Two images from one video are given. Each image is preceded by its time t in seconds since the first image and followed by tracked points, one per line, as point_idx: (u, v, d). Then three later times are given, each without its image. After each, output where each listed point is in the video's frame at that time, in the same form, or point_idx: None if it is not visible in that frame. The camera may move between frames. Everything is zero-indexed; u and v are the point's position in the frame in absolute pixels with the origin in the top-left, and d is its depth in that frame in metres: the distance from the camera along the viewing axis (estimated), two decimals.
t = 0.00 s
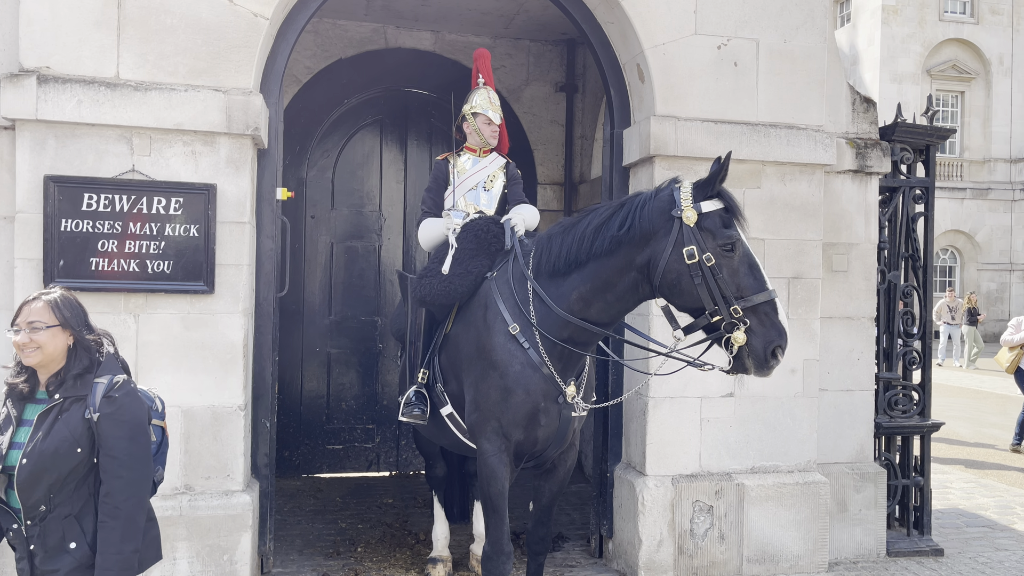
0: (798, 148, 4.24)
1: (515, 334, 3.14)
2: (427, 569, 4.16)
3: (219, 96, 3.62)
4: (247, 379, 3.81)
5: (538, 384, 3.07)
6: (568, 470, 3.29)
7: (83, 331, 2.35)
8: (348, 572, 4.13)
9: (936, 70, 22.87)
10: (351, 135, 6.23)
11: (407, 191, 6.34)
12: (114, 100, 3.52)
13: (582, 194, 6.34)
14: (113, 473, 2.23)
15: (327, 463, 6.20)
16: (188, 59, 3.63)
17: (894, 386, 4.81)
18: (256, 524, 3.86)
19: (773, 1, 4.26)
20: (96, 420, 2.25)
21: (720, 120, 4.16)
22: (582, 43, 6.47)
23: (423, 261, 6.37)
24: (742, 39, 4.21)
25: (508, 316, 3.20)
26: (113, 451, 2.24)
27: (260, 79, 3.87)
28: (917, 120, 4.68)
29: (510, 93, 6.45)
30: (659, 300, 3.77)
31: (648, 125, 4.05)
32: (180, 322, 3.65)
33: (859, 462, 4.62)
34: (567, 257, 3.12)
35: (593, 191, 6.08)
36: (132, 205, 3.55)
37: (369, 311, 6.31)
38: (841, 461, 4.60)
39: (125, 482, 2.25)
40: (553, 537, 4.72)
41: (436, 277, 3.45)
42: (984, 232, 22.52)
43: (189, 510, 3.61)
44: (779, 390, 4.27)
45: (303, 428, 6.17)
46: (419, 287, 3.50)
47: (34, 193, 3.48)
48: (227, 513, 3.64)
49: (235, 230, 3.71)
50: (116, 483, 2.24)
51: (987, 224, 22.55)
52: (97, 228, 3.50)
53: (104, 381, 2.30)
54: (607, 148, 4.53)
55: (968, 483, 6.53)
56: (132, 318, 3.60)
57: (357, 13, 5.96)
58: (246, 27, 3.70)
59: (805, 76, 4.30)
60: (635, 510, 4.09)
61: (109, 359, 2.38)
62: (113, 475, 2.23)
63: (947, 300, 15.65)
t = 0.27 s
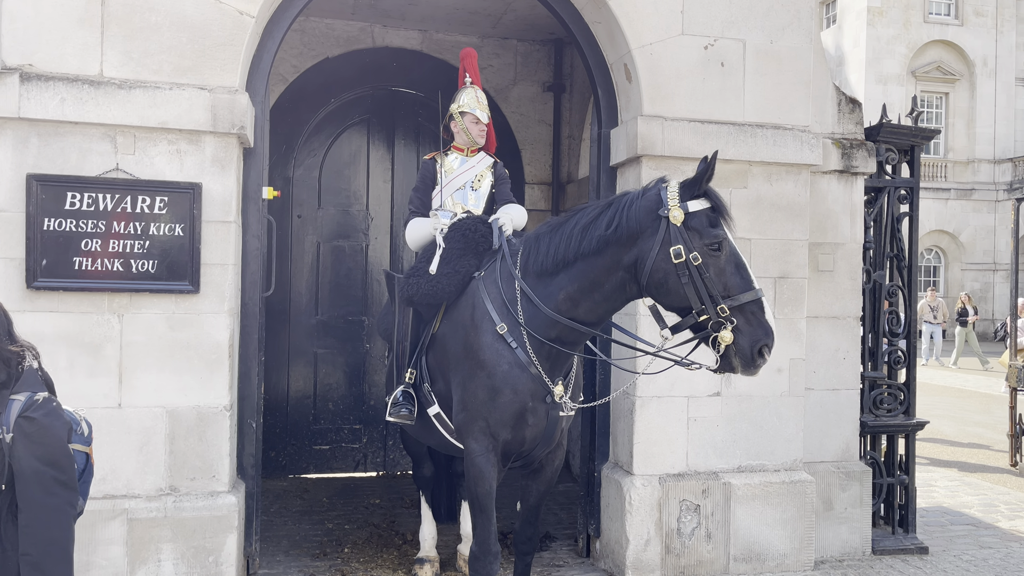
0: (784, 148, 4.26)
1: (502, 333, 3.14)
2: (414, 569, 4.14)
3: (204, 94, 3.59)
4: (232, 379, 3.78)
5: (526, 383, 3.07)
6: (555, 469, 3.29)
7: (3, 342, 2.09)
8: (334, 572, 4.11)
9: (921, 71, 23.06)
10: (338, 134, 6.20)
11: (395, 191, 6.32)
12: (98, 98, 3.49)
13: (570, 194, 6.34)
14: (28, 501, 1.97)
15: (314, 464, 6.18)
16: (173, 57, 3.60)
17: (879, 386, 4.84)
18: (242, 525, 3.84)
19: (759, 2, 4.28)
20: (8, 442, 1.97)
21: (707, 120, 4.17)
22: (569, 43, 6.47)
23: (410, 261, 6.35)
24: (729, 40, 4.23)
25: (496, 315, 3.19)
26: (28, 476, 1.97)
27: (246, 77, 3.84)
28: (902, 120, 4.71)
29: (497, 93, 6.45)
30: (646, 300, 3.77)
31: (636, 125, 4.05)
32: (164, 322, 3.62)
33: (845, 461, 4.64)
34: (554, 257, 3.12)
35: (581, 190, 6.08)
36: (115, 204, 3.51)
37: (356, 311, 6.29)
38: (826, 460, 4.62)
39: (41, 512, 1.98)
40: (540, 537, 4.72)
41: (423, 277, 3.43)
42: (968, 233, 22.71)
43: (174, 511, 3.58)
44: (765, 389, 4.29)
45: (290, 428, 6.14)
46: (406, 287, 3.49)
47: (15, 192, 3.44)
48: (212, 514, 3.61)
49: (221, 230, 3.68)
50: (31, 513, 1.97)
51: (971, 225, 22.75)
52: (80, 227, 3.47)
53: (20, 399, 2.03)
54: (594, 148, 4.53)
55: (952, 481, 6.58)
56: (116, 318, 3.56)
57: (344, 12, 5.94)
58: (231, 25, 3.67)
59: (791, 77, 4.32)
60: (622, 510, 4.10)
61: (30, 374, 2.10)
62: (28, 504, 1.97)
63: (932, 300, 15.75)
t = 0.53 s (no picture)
0: (770, 149, 4.28)
1: (491, 333, 3.13)
2: (402, 570, 4.14)
3: (190, 93, 3.57)
4: (219, 380, 3.76)
5: (514, 383, 3.07)
6: (544, 470, 3.29)
7: None
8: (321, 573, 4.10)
9: (906, 72, 23.23)
10: (326, 133, 6.18)
11: (382, 190, 6.31)
12: (82, 97, 3.46)
13: (558, 194, 6.34)
14: None
15: (302, 464, 6.15)
16: (158, 56, 3.58)
17: (865, 385, 4.87)
18: (228, 526, 3.82)
19: (746, 3, 4.30)
20: None
21: (695, 121, 4.19)
22: (557, 43, 6.48)
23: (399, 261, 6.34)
24: (716, 41, 4.24)
25: (485, 315, 3.18)
26: None
27: (232, 76, 3.82)
28: (888, 121, 4.75)
29: (485, 93, 6.44)
30: (634, 300, 3.78)
31: (624, 126, 4.06)
32: (150, 322, 3.59)
33: (831, 459, 4.67)
34: (543, 257, 3.12)
35: (569, 190, 6.09)
36: (100, 204, 3.48)
37: (343, 311, 6.26)
38: (813, 459, 4.65)
39: None
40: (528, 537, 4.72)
41: (412, 277, 3.43)
42: (952, 233, 22.90)
43: (160, 512, 3.55)
44: (753, 389, 4.31)
45: (277, 429, 6.11)
46: (395, 287, 3.48)
47: None
48: (199, 515, 3.59)
49: (207, 229, 3.66)
50: None
51: (955, 225, 22.94)
52: (64, 227, 3.44)
53: None
54: (582, 148, 4.53)
55: (937, 480, 6.64)
56: (101, 318, 3.54)
57: (331, 11, 5.91)
58: (217, 23, 3.65)
59: (778, 78, 4.34)
60: (610, 509, 4.10)
61: None
62: None
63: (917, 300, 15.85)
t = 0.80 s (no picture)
0: (758, 149, 4.30)
1: (479, 333, 3.13)
2: (390, 570, 4.13)
3: (177, 91, 3.55)
4: (206, 380, 3.74)
5: (503, 382, 3.07)
6: (532, 469, 3.29)
7: None
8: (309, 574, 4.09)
9: (892, 73, 23.39)
10: (314, 132, 6.16)
11: (371, 189, 6.29)
12: (67, 95, 3.43)
13: (547, 194, 6.35)
14: None
15: (290, 464, 6.13)
16: (144, 54, 3.55)
17: (851, 384, 4.90)
18: (215, 527, 3.80)
19: (734, 3, 4.32)
20: None
21: (683, 121, 4.20)
22: (546, 43, 6.48)
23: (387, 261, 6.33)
24: (704, 41, 4.26)
25: (473, 315, 3.18)
26: None
27: (219, 74, 3.80)
28: (874, 122, 4.78)
29: (474, 92, 6.44)
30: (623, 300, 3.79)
31: (612, 125, 4.07)
32: (136, 322, 3.56)
33: (818, 458, 4.70)
34: (531, 257, 3.12)
35: (558, 190, 6.10)
36: (86, 202, 3.46)
37: (332, 311, 6.25)
38: (800, 458, 4.67)
39: None
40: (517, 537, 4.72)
41: (400, 276, 3.42)
42: (938, 233, 23.06)
43: (147, 513, 3.53)
44: (740, 388, 4.33)
45: (265, 429, 6.09)
46: (383, 287, 3.47)
47: None
48: (186, 516, 3.57)
49: (194, 229, 3.63)
50: None
51: (941, 225, 23.11)
52: (49, 226, 3.41)
53: None
54: (571, 147, 4.54)
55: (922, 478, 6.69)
56: (86, 318, 3.51)
57: (319, 9, 5.89)
58: (204, 21, 3.62)
59: (765, 78, 4.36)
60: (599, 508, 4.11)
61: None
62: None
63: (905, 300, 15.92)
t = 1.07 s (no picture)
0: (749, 149, 4.31)
1: (471, 333, 3.13)
2: (382, 570, 4.12)
3: (167, 90, 3.53)
4: (195, 380, 3.71)
5: (494, 382, 3.06)
6: (523, 469, 3.29)
7: None
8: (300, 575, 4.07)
9: (881, 74, 23.51)
10: (304, 132, 6.14)
11: (362, 189, 6.27)
12: (55, 93, 3.40)
13: (538, 194, 6.35)
14: None
15: (280, 465, 6.11)
16: (134, 52, 3.53)
17: (842, 383, 4.93)
18: (205, 528, 3.77)
19: (725, 4, 4.33)
20: None
21: (674, 121, 4.21)
22: (537, 43, 6.48)
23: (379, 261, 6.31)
24: (695, 41, 4.27)
25: (465, 315, 3.18)
26: None
27: (209, 73, 3.77)
28: (864, 122, 4.80)
29: (465, 92, 6.43)
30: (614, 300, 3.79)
31: (603, 125, 4.07)
32: (125, 322, 3.54)
33: (808, 457, 4.72)
34: (523, 257, 3.12)
35: (549, 190, 6.10)
36: (74, 202, 3.43)
37: (322, 311, 6.22)
38: (791, 457, 4.69)
39: None
40: (508, 536, 4.72)
41: (391, 276, 3.41)
42: (926, 233, 23.18)
43: (136, 514, 3.51)
44: (731, 388, 4.34)
45: (255, 429, 6.06)
46: (374, 286, 3.46)
47: None
48: (175, 517, 3.54)
49: (184, 228, 3.61)
50: None
51: (929, 226, 23.25)
52: (37, 225, 3.39)
53: None
54: (562, 147, 4.54)
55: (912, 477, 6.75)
56: (75, 318, 3.48)
57: (310, 8, 5.87)
58: (194, 20, 3.60)
59: (756, 78, 4.37)
60: (590, 508, 4.11)
61: None
62: None
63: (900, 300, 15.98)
